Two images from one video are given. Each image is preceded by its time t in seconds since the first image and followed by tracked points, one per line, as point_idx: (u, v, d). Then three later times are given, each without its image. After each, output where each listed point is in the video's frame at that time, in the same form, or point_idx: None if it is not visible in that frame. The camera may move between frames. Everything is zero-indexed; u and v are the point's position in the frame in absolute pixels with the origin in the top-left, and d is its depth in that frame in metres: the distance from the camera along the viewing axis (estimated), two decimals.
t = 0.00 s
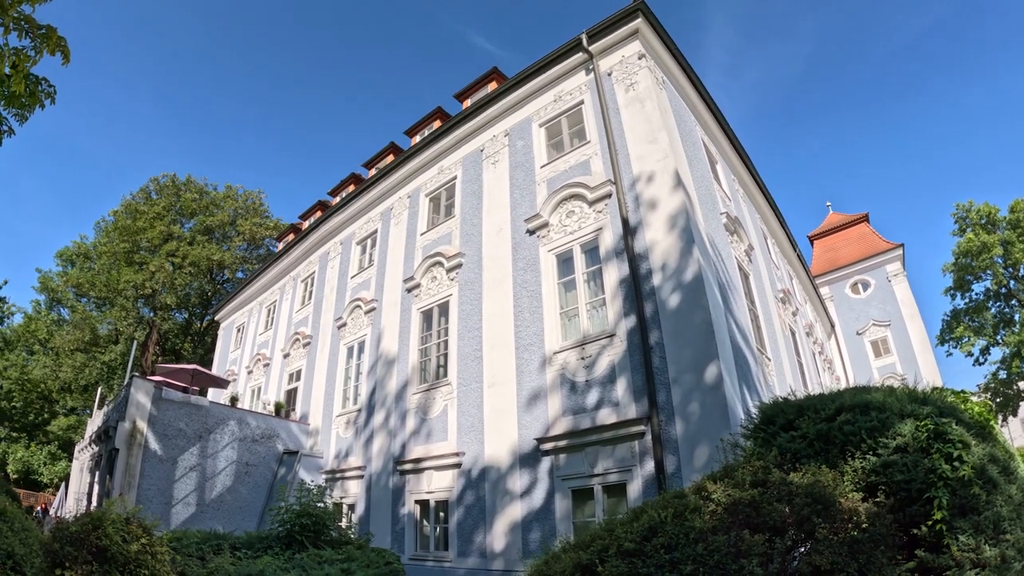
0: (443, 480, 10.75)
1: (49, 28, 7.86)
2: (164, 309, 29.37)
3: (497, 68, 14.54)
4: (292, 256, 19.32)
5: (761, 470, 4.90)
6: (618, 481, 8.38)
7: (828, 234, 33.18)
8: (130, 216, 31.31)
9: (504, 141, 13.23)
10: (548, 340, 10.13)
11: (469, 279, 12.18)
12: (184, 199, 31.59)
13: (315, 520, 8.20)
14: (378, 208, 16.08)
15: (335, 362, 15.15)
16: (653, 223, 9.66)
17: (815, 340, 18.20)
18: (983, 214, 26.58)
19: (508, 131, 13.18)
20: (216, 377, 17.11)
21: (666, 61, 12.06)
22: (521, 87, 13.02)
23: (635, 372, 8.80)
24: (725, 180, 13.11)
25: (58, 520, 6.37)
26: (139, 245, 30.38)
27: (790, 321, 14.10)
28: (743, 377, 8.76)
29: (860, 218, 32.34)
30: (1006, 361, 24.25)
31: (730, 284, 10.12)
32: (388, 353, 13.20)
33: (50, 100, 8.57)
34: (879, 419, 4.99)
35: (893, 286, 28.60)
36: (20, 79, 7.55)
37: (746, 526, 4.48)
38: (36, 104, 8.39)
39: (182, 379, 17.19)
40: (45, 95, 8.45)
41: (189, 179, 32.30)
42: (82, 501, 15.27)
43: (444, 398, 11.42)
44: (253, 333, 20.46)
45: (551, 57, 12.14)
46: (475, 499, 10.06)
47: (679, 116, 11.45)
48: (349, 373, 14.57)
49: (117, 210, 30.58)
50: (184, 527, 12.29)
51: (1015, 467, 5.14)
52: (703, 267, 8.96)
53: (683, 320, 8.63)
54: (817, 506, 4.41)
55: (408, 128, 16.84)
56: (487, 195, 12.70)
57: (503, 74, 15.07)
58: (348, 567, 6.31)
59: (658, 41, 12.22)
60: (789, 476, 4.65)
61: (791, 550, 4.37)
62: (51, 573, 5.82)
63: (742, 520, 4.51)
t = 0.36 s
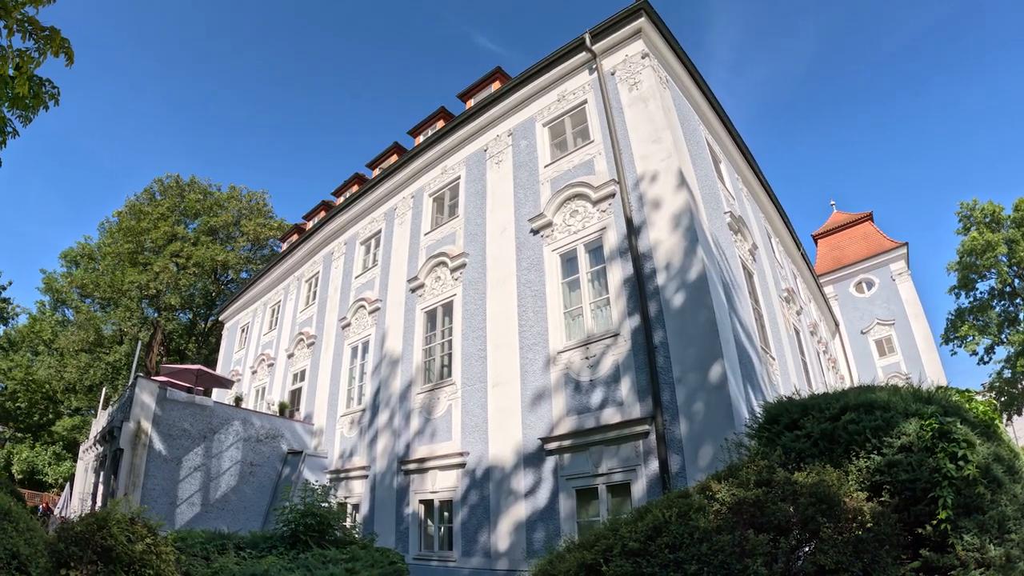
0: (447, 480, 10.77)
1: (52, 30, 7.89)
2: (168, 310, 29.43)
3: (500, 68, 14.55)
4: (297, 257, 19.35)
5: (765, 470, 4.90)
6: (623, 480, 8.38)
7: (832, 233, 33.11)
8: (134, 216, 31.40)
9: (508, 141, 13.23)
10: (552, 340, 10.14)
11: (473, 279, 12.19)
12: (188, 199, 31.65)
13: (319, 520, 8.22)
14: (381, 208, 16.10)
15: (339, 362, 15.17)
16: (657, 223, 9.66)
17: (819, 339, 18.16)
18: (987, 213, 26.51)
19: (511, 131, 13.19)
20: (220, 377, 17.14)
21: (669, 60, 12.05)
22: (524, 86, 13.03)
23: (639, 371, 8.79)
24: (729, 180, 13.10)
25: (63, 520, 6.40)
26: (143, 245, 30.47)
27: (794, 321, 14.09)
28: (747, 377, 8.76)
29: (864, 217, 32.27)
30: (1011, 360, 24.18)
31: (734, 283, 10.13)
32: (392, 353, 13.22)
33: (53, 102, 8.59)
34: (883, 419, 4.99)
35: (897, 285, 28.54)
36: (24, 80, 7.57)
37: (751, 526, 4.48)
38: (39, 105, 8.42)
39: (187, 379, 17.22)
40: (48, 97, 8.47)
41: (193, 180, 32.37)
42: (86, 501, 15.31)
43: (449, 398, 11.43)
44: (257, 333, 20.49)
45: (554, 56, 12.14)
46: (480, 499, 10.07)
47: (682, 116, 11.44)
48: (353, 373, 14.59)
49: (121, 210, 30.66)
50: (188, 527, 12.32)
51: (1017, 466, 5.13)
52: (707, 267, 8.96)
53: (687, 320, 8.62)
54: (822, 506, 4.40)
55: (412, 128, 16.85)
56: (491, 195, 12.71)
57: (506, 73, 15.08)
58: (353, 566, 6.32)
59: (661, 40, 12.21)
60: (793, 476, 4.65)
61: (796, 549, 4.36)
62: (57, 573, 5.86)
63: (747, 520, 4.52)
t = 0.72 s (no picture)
0: (451, 479, 10.77)
1: (56, 30, 7.92)
2: (172, 310, 29.49)
3: (503, 67, 14.55)
4: (301, 256, 19.37)
5: (770, 469, 4.89)
6: (627, 480, 8.37)
7: (836, 232, 33.03)
8: (138, 217, 31.48)
9: (511, 140, 13.24)
10: (556, 339, 10.14)
11: (477, 278, 12.19)
12: (191, 199, 31.70)
13: (323, 520, 8.23)
14: (384, 208, 16.13)
15: (343, 362, 15.19)
16: (661, 222, 9.65)
17: (824, 338, 18.06)
18: (992, 211, 26.44)
19: (515, 130, 13.20)
20: (224, 377, 17.17)
21: (673, 58, 12.04)
22: (527, 86, 13.05)
23: (643, 370, 8.78)
24: (733, 178, 13.09)
25: (67, 519, 6.41)
26: (147, 246, 30.56)
27: (798, 320, 14.07)
28: (751, 376, 8.75)
29: (868, 216, 32.18)
30: (1016, 359, 24.10)
31: (738, 282, 10.11)
32: (396, 353, 13.23)
33: (56, 102, 8.61)
34: (888, 418, 4.99)
35: (901, 284, 28.47)
36: (28, 80, 7.60)
37: (755, 525, 4.47)
38: (43, 105, 8.43)
39: (191, 379, 17.25)
40: (52, 97, 8.49)
41: (196, 180, 32.44)
42: (90, 501, 15.36)
43: (452, 397, 11.44)
44: (261, 333, 20.51)
45: (558, 55, 12.15)
46: (484, 498, 10.07)
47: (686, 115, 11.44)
48: (357, 372, 14.61)
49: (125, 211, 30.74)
50: (192, 526, 12.33)
51: None
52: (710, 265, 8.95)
53: (691, 319, 8.62)
54: (827, 505, 4.40)
55: (415, 128, 16.86)
56: (494, 194, 12.71)
57: (509, 73, 15.09)
58: (356, 566, 6.32)
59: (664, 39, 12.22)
60: (797, 475, 4.64)
61: (800, 549, 4.36)
62: (61, 572, 5.88)
63: (752, 519, 4.51)
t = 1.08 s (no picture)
0: (454, 479, 10.78)
1: (57, 30, 7.92)
2: (175, 309, 29.51)
3: (506, 66, 14.55)
4: (304, 256, 19.38)
5: (773, 469, 4.89)
6: (630, 479, 8.37)
7: (840, 231, 32.97)
8: (141, 217, 31.55)
9: (514, 139, 13.24)
10: (559, 338, 10.14)
11: (480, 277, 12.20)
12: (195, 199, 31.75)
13: (325, 519, 8.24)
14: (387, 208, 16.15)
15: (346, 361, 15.21)
16: (664, 220, 9.64)
17: (827, 338, 18.03)
18: (995, 210, 26.39)
19: (518, 129, 13.20)
20: (228, 376, 17.19)
21: (676, 57, 12.04)
22: (530, 85, 13.05)
23: (647, 369, 8.78)
24: (736, 177, 13.07)
25: (69, 519, 6.41)
26: (150, 245, 30.63)
27: (802, 319, 14.05)
28: (754, 375, 8.74)
29: (872, 214, 32.12)
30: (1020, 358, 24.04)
31: (741, 281, 10.10)
32: (399, 352, 13.24)
33: (59, 102, 8.58)
34: (892, 417, 4.99)
35: (905, 283, 28.42)
36: (30, 81, 7.60)
37: (759, 524, 4.46)
38: (45, 105, 8.40)
39: (195, 378, 17.27)
40: (55, 97, 8.46)
41: (200, 180, 32.49)
42: (94, 500, 15.41)
43: (455, 396, 11.44)
44: (265, 332, 20.54)
45: (561, 54, 12.15)
46: (487, 498, 10.07)
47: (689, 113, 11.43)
48: (360, 372, 14.62)
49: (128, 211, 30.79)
50: (195, 525, 12.33)
51: None
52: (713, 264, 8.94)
53: (695, 318, 8.60)
54: (831, 504, 4.38)
55: (418, 127, 16.87)
56: (497, 193, 12.72)
57: (512, 72, 15.08)
58: (359, 565, 6.33)
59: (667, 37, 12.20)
60: (801, 474, 4.64)
61: (804, 548, 4.35)
62: (62, 571, 5.85)
63: (755, 518, 4.50)
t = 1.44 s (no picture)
0: (459, 476, 10.79)
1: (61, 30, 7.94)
2: (180, 308, 29.60)
3: (510, 64, 14.55)
4: (308, 254, 19.41)
5: (779, 466, 4.89)
6: (635, 476, 8.37)
7: (845, 229, 32.89)
8: (146, 215, 31.67)
9: (518, 137, 13.24)
10: (564, 336, 10.13)
11: (484, 275, 12.20)
12: (199, 198, 31.83)
13: (330, 517, 8.28)
14: (392, 206, 16.16)
15: (351, 358, 15.23)
16: (669, 218, 9.62)
17: (833, 336, 17.99)
18: (1001, 207, 26.28)
19: (522, 127, 13.20)
20: (233, 374, 17.24)
21: (680, 54, 12.02)
22: (534, 82, 13.04)
23: (651, 366, 8.78)
24: (741, 175, 13.05)
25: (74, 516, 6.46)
26: (155, 244, 30.75)
27: (807, 317, 14.02)
28: (759, 373, 8.72)
29: (877, 212, 32.03)
30: None
31: (746, 278, 10.08)
32: (403, 350, 13.26)
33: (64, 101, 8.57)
34: (897, 414, 4.98)
35: (910, 280, 28.34)
36: (34, 80, 7.61)
37: (763, 522, 4.47)
38: (50, 104, 8.40)
39: (200, 377, 17.33)
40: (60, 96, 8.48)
41: (204, 179, 32.58)
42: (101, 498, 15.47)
43: (460, 394, 11.45)
44: (270, 330, 20.59)
45: (565, 52, 12.15)
46: (491, 495, 10.08)
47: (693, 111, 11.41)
48: (365, 370, 14.65)
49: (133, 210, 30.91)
50: (201, 523, 12.37)
51: None
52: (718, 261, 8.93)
53: (699, 315, 8.59)
54: (837, 502, 4.38)
55: (422, 125, 16.88)
56: (501, 191, 12.72)
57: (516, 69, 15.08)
58: (364, 562, 6.36)
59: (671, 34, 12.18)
60: (806, 472, 4.64)
61: (810, 546, 4.36)
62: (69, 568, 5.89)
63: (760, 516, 4.51)
